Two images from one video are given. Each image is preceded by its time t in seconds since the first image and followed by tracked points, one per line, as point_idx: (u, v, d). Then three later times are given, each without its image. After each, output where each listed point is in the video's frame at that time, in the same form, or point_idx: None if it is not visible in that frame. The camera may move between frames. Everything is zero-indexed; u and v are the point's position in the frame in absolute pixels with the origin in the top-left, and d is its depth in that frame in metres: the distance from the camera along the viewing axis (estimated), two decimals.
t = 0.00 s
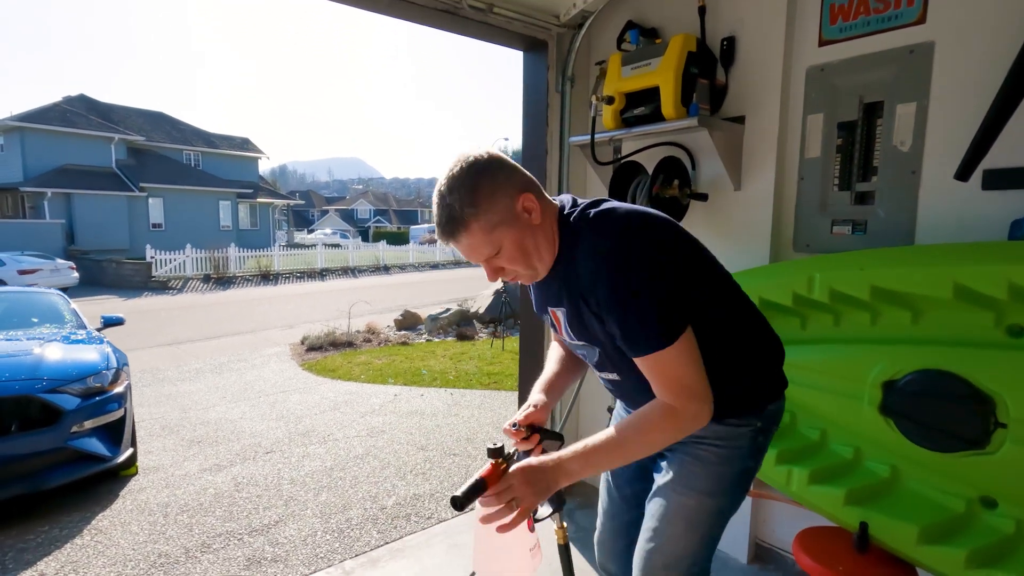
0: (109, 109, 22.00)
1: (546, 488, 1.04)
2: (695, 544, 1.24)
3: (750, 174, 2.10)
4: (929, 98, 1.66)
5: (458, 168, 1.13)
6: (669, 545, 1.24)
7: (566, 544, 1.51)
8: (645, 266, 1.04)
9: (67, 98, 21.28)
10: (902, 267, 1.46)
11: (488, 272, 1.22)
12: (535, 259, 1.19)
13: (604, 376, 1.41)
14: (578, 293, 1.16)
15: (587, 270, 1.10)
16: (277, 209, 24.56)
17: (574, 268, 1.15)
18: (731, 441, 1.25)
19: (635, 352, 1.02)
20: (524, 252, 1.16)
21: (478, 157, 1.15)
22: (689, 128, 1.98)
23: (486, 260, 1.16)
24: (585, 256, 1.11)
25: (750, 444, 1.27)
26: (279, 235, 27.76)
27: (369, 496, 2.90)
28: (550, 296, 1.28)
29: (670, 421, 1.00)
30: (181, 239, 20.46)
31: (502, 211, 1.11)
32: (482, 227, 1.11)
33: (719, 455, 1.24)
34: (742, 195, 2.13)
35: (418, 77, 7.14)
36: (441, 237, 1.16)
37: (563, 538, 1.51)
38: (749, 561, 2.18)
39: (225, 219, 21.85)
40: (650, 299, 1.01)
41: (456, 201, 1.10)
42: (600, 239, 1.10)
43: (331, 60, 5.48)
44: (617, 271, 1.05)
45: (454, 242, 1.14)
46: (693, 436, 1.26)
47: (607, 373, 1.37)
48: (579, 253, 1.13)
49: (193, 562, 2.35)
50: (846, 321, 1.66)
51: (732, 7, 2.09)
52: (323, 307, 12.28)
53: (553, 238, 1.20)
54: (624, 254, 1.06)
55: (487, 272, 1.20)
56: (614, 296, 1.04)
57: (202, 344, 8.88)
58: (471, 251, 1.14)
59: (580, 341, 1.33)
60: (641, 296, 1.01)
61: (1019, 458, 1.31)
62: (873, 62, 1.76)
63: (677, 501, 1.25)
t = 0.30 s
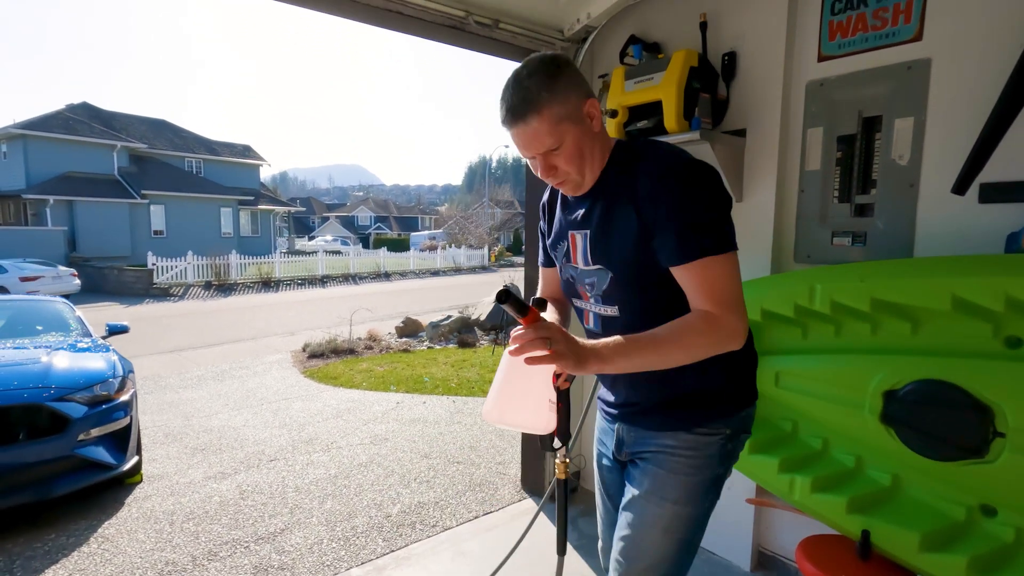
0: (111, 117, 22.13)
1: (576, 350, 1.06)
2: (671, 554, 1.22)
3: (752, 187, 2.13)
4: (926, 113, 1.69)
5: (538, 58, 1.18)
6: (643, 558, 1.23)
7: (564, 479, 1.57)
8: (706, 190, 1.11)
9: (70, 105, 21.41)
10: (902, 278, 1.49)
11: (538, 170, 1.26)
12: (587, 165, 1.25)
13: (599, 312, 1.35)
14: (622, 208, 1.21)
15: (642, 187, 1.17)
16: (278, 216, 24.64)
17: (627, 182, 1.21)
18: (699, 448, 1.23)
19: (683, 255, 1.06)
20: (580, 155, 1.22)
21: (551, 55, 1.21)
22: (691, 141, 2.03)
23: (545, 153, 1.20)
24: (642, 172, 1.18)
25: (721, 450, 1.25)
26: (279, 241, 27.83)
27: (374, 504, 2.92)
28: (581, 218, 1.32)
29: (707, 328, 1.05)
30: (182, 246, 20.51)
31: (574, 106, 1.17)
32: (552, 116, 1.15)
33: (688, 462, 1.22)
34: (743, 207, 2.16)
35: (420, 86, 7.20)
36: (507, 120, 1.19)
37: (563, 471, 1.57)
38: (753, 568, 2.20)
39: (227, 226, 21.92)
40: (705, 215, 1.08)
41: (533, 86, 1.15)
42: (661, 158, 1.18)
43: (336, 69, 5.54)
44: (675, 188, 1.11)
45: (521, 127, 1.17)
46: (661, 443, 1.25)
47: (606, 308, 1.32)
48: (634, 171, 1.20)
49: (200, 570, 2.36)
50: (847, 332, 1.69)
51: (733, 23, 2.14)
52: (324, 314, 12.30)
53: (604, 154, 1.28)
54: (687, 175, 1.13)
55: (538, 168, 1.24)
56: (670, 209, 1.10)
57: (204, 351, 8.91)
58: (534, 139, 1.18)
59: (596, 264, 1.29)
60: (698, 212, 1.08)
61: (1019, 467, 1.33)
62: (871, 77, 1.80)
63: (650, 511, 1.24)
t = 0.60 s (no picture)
0: (113, 124, 22.22)
1: (580, 362, 1.07)
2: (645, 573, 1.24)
3: (750, 203, 2.15)
4: (920, 133, 1.72)
5: (582, 38, 1.19)
6: None
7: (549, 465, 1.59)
8: (721, 202, 1.13)
9: (72, 112, 21.48)
10: (898, 296, 1.51)
11: (560, 152, 1.25)
12: (609, 154, 1.24)
13: (580, 304, 1.31)
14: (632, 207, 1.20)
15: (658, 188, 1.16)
16: (279, 222, 24.68)
17: (643, 181, 1.21)
18: (662, 469, 1.23)
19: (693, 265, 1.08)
20: (604, 141, 1.22)
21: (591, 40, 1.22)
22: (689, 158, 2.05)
23: (571, 133, 1.19)
24: (660, 174, 1.18)
25: (686, 467, 1.25)
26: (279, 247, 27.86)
27: (375, 515, 2.93)
28: (589, 208, 1.31)
29: (705, 343, 1.07)
30: (183, 253, 20.54)
31: (607, 91, 1.17)
32: (585, 96, 1.15)
33: (652, 484, 1.23)
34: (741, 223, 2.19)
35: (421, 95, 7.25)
36: (539, 93, 1.18)
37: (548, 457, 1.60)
38: None
39: (228, 232, 21.95)
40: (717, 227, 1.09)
41: (570, 62, 1.15)
42: (678, 162, 1.18)
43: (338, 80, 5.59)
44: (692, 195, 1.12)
45: (552, 102, 1.16)
46: (623, 466, 1.25)
47: (591, 302, 1.28)
48: (649, 170, 1.20)
49: None
50: (844, 348, 1.71)
51: (730, 41, 2.17)
52: (324, 321, 12.31)
53: (628, 147, 1.27)
54: (705, 183, 1.14)
55: (561, 150, 1.23)
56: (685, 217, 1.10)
57: (204, 359, 8.91)
58: (562, 116, 1.17)
59: (594, 255, 1.27)
60: (712, 224, 1.10)
61: (1014, 484, 1.35)
62: (867, 96, 1.83)
63: (623, 533, 1.25)
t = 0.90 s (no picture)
0: (112, 128, 22.24)
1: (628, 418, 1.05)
2: None
3: (748, 213, 2.16)
4: (916, 144, 1.73)
5: (604, 36, 1.14)
6: None
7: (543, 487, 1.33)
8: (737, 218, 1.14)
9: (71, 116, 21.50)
10: (895, 307, 1.51)
11: (577, 152, 1.18)
12: (625, 159, 1.20)
13: (580, 310, 1.29)
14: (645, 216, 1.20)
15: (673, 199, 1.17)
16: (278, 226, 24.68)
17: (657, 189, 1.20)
18: (653, 484, 1.23)
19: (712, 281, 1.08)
20: (623, 144, 1.17)
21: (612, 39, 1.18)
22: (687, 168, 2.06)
23: (592, 133, 1.14)
24: (675, 185, 1.18)
25: (676, 479, 1.27)
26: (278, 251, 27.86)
27: (373, 524, 2.92)
28: (595, 212, 1.29)
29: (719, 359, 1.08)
30: (182, 257, 20.53)
31: (632, 91, 1.13)
32: (611, 95, 1.10)
33: (644, 500, 1.23)
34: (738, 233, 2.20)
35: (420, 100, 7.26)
36: (563, 90, 1.12)
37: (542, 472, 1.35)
38: None
39: (227, 236, 21.95)
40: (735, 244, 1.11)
41: (596, 57, 1.10)
42: (692, 172, 1.19)
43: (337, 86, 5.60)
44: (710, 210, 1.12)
45: (577, 99, 1.10)
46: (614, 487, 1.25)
47: (595, 308, 1.26)
48: (662, 180, 1.20)
49: None
50: (841, 357, 1.71)
51: (728, 51, 2.18)
52: (323, 325, 12.31)
53: (641, 152, 1.25)
54: (721, 198, 1.15)
55: (579, 151, 1.17)
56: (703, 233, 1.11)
57: (203, 363, 8.90)
58: (587, 115, 1.11)
59: (602, 261, 1.25)
60: (731, 240, 1.10)
61: (1011, 495, 1.35)
62: (864, 107, 1.84)
63: (619, 550, 1.25)
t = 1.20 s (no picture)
0: (103, 129, 22.08)
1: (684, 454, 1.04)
2: None
3: (740, 216, 2.16)
4: (907, 148, 1.73)
5: (606, 29, 1.08)
6: None
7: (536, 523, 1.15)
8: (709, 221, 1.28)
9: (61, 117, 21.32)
10: (886, 312, 1.51)
11: (583, 151, 1.10)
12: (621, 159, 1.17)
13: (579, 321, 1.25)
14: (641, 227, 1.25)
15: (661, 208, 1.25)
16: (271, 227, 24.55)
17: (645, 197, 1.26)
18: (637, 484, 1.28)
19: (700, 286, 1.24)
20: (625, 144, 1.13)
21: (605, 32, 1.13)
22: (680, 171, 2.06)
23: (603, 132, 1.07)
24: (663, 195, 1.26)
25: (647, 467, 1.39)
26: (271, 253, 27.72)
27: (365, 528, 2.90)
28: (586, 216, 1.26)
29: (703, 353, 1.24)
30: (173, 259, 20.38)
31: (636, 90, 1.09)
32: (624, 93, 1.05)
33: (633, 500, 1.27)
34: (731, 236, 2.19)
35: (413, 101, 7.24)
36: (578, 83, 1.02)
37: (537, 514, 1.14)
38: None
39: (219, 237, 21.80)
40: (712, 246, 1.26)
41: (611, 50, 1.04)
42: (671, 179, 1.27)
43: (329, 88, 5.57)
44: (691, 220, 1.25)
45: (594, 95, 1.02)
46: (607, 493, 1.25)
47: (596, 318, 1.25)
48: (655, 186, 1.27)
49: None
50: (833, 362, 1.71)
51: (719, 55, 2.18)
52: (316, 327, 12.24)
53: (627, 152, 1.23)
54: (698, 204, 1.27)
55: (587, 150, 1.09)
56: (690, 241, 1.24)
57: (194, 366, 8.82)
58: (603, 112, 1.04)
59: (600, 269, 1.25)
60: (710, 245, 1.25)
61: (1002, 498, 1.35)
62: (854, 112, 1.84)
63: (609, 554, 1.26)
